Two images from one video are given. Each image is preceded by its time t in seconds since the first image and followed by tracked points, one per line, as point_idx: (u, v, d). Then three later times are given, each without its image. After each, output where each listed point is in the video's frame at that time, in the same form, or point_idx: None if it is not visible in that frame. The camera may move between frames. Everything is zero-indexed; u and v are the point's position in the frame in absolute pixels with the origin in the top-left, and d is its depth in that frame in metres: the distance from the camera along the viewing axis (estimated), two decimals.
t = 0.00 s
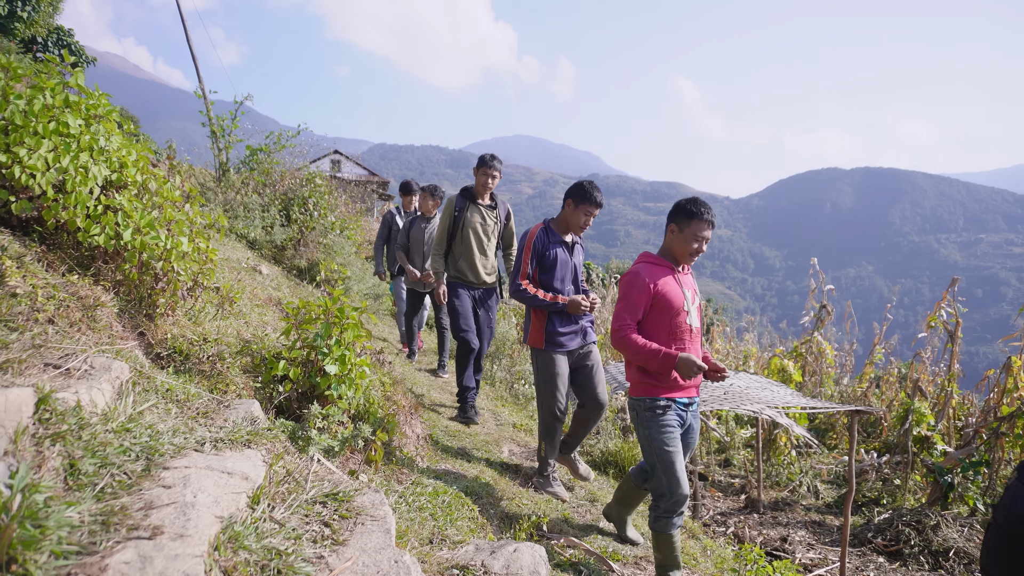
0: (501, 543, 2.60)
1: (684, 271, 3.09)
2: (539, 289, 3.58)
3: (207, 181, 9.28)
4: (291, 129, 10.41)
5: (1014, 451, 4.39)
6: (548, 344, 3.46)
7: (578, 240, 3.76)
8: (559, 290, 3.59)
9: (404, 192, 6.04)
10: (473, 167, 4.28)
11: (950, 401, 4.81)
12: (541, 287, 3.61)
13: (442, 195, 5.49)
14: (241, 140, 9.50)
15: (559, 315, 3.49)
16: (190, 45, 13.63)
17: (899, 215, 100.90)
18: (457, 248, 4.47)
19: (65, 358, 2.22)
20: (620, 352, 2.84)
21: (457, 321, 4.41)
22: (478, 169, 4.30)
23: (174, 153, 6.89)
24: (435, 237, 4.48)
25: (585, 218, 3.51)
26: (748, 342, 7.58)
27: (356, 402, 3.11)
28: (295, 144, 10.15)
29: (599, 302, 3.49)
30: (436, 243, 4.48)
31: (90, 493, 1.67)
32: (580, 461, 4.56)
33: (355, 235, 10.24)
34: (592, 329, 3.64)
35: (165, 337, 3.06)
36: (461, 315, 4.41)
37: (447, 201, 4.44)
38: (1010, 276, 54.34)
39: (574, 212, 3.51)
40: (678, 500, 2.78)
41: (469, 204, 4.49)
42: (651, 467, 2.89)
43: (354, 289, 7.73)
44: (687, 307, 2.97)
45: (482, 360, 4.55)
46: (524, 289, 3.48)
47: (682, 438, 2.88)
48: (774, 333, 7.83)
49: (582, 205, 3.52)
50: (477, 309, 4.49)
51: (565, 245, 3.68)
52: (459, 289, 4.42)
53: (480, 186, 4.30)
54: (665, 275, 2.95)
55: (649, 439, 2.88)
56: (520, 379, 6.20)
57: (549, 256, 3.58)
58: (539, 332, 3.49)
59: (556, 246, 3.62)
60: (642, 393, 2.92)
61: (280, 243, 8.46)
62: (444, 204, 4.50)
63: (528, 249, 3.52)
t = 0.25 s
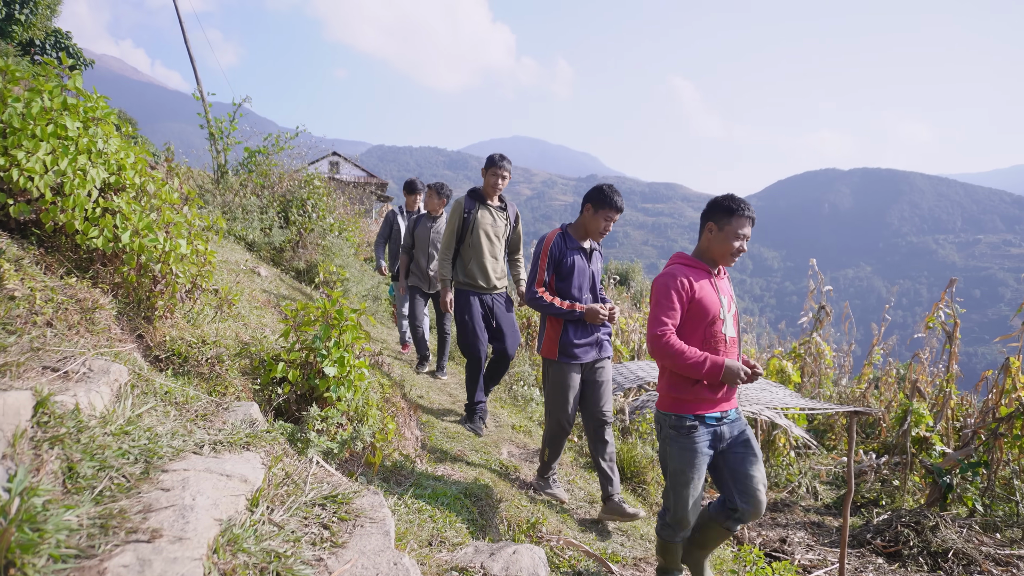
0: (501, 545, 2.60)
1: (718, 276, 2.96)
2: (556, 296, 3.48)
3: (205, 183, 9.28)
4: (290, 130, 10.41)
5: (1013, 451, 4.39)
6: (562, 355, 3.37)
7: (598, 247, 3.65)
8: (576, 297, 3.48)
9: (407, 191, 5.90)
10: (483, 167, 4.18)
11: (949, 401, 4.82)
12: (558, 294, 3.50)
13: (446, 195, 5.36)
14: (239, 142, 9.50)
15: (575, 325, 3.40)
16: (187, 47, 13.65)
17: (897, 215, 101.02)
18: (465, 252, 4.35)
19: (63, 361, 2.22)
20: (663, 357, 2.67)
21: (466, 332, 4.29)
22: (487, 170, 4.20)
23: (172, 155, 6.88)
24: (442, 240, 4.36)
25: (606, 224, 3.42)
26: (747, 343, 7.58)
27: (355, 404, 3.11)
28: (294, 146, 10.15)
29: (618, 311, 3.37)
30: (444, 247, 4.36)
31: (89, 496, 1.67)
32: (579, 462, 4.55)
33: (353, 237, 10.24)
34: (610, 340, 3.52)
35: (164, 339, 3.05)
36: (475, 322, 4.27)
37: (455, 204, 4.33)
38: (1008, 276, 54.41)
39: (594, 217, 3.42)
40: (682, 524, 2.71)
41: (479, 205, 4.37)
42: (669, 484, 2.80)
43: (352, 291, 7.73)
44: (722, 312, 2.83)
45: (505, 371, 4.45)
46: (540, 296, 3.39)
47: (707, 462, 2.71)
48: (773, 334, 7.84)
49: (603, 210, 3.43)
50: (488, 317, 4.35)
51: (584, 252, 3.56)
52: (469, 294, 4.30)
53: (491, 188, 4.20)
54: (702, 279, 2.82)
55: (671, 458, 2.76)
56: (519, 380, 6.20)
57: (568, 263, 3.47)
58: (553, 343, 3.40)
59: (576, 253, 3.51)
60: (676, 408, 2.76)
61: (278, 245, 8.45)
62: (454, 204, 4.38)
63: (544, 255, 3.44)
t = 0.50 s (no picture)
0: (500, 546, 2.59)
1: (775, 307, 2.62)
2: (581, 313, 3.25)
3: (203, 184, 9.26)
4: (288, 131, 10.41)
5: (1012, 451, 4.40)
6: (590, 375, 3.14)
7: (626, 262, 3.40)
8: (604, 315, 3.24)
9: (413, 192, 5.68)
10: (500, 167, 3.95)
11: (947, 401, 4.82)
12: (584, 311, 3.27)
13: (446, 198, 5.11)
14: (237, 143, 9.49)
15: (605, 344, 3.16)
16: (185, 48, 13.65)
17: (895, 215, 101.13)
18: (482, 256, 4.09)
19: (61, 363, 2.22)
20: (717, 402, 2.38)
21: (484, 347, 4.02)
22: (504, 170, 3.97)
23: (170, 157, 6.87)
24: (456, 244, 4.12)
25: (635, 237, 3.17)
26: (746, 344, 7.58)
27: (353, 405, 3.11)
28: (292, 147, 10.14)
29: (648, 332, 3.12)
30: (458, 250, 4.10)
31: (87, 498, 1.66)
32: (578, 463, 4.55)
33: (351, 238, 10.24)
34: (640, 359, 3.29)
35: (162, 341, 3.05)
36: (491, 334, 4.04)
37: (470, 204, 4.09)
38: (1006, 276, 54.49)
39: (625, 231, 3.17)
40: (718, 570, 2.52)
41: (496, 207, 4.11)
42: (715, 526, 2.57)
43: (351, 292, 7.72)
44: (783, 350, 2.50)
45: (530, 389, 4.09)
46: (565, 313, 3.15)
47: (760, 516, 2.43)
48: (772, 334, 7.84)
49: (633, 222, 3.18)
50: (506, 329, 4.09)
51: (612, 267, 3.32)
52: (486, 300, 4.02)
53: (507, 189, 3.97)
54: (755, 310, 2.50)
55: (719, 505, 2.50)
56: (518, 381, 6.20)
57: (595, 278, 3.22)
58: (580, 361, 3.16)
59: (603, 268, 3.26)
60: (734, 454, 2.46)
61: (277, 246, 8.45)
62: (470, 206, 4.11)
63: (570, 269, 3.21)
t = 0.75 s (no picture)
0: (497, 546, 2.60)
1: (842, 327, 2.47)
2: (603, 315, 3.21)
3: (202, 184, 9.25)
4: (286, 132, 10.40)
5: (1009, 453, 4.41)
6: (615, 377, 3.08)
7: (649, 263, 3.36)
8: (625, 319, 3.20)
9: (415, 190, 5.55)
10: (526, 184, 3.79)
11: (945, 402, 4.83)
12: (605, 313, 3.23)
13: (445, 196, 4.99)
14: (235, 143, 9.48)
15: (627, 349, 3.12)
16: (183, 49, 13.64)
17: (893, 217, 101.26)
18: (502, 272, 3.96)
19: (59, 363, 2.21)
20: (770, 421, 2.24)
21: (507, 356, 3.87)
22: (530, 187, 3.82)
23: (168, 157, 6.86)
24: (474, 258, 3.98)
25: (662, 237, 3.16)
26: (744, 344, 7.59)
27: (351, 406, 3.11)
28: (290, 147, 10.13)
29: (670, 339, 3.09)
30: (477, 266, 3.96)
31: (84, 499, 1.66)
32: (576, 463, 4.56)
33: (350, 239, 10.24)
34: (660, 365, 3.27)
35: (160, 342, 3.04)
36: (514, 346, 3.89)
37: (493, 221, 3.93)
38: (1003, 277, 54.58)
39: (653, 230, 3.16)
40: None
41: (518, 222, 3.98)
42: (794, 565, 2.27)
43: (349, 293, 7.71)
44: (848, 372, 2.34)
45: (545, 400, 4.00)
46: (586, 315, 3.12)
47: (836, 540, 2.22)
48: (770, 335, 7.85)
49: (662, 222, 3.17)
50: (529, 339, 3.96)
51: (636, 267, 3.28)
52: (507, 317, 3.93)
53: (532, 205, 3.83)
54: (817, 326, 2.35)
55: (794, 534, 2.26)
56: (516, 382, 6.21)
57: (619, 279, 3.19)
58: (603, 364, 3.12)
59: (628, 269, 3.23)
60: (790, 476, 2.30)
61: (275, 246, 8.44)
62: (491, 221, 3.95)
63: (593, 269, 3.15)
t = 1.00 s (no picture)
0: (495, 545, 2.59)
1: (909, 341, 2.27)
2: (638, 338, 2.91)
3: (200, 184, 9.24)
4: (285, 131, 10.40)
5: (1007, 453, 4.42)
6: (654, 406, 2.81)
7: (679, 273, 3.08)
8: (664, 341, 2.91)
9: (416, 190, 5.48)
10: (544, 184, 3.58)
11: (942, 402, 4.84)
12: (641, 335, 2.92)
13: (453, 198, 4.82)
14: (234, 143, 9.47)
15: (670, 373, 2.84)
16: (182, 48, 13.68)
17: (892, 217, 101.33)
18: (519, 278, 3.76)
19: (56, 362, 2.21)
20: (871, 469, 1.98)
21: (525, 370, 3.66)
22: (548, 188, 3.61)
23: (167, 156, 6.85)
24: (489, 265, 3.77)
25: (694, 246, 2.91)
26: (742, 344, 7.60)
27: (349, 405, 3.11)
28: (289, 147, 10.12)
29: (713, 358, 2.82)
30: (493, 273, 3.75)
31: (81, 498, 1.66)
32: (575, 463, 4.55)
33: (349, 238, 10.23)
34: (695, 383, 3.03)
35: (158, 341, 3.04)
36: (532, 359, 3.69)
37: (509, 224, 3.71)
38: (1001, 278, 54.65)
39: (682, 240, 2.93)
40: None
41: (535, 225, 3.76)
42: None
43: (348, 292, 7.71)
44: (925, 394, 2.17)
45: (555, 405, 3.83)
46: (625, 340, 2.81)
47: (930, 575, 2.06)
48: (768, 335, 7.86)
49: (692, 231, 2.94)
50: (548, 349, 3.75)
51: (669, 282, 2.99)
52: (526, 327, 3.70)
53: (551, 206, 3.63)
54: (897, 348, 2.11)
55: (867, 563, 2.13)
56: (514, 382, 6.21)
57: (654, 298, 2.90)
58: (643, 393, 2.84)
59: (663, 286, 2.92)
60: (876, 515, 2.09)
61: (274, 246, 8.44)
62: (506, 224, 3.73)
63: (628, 289, 2.83)
